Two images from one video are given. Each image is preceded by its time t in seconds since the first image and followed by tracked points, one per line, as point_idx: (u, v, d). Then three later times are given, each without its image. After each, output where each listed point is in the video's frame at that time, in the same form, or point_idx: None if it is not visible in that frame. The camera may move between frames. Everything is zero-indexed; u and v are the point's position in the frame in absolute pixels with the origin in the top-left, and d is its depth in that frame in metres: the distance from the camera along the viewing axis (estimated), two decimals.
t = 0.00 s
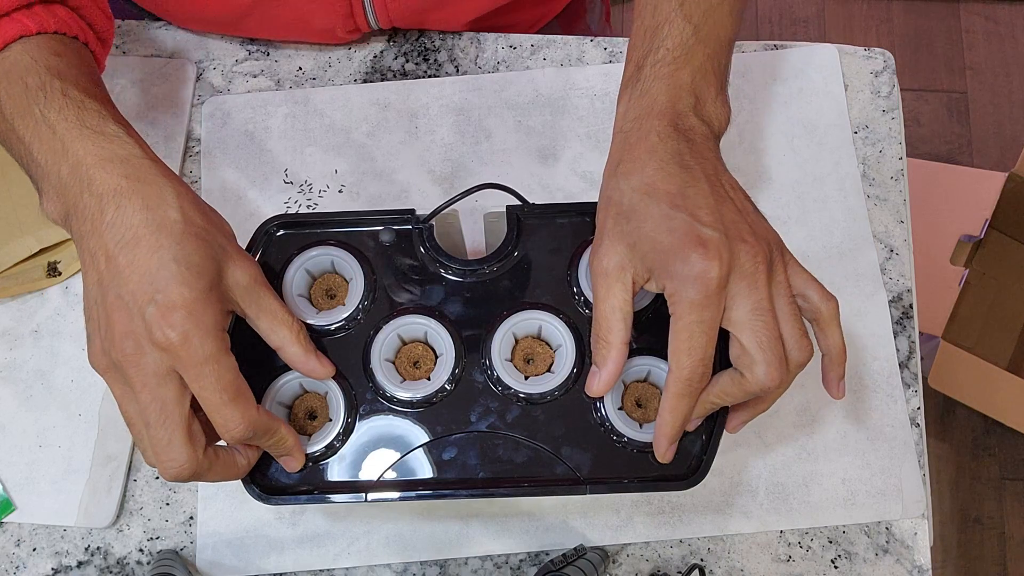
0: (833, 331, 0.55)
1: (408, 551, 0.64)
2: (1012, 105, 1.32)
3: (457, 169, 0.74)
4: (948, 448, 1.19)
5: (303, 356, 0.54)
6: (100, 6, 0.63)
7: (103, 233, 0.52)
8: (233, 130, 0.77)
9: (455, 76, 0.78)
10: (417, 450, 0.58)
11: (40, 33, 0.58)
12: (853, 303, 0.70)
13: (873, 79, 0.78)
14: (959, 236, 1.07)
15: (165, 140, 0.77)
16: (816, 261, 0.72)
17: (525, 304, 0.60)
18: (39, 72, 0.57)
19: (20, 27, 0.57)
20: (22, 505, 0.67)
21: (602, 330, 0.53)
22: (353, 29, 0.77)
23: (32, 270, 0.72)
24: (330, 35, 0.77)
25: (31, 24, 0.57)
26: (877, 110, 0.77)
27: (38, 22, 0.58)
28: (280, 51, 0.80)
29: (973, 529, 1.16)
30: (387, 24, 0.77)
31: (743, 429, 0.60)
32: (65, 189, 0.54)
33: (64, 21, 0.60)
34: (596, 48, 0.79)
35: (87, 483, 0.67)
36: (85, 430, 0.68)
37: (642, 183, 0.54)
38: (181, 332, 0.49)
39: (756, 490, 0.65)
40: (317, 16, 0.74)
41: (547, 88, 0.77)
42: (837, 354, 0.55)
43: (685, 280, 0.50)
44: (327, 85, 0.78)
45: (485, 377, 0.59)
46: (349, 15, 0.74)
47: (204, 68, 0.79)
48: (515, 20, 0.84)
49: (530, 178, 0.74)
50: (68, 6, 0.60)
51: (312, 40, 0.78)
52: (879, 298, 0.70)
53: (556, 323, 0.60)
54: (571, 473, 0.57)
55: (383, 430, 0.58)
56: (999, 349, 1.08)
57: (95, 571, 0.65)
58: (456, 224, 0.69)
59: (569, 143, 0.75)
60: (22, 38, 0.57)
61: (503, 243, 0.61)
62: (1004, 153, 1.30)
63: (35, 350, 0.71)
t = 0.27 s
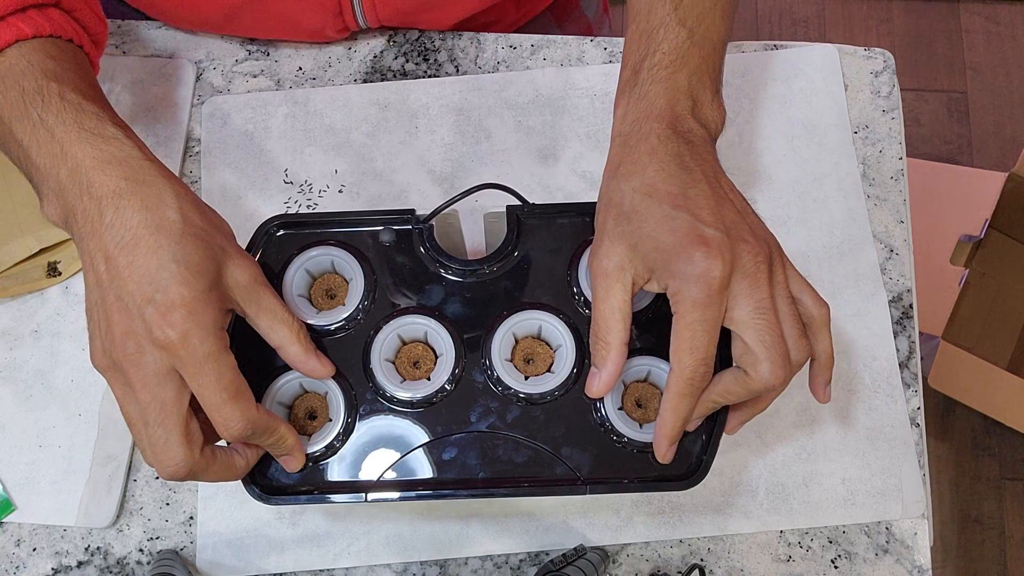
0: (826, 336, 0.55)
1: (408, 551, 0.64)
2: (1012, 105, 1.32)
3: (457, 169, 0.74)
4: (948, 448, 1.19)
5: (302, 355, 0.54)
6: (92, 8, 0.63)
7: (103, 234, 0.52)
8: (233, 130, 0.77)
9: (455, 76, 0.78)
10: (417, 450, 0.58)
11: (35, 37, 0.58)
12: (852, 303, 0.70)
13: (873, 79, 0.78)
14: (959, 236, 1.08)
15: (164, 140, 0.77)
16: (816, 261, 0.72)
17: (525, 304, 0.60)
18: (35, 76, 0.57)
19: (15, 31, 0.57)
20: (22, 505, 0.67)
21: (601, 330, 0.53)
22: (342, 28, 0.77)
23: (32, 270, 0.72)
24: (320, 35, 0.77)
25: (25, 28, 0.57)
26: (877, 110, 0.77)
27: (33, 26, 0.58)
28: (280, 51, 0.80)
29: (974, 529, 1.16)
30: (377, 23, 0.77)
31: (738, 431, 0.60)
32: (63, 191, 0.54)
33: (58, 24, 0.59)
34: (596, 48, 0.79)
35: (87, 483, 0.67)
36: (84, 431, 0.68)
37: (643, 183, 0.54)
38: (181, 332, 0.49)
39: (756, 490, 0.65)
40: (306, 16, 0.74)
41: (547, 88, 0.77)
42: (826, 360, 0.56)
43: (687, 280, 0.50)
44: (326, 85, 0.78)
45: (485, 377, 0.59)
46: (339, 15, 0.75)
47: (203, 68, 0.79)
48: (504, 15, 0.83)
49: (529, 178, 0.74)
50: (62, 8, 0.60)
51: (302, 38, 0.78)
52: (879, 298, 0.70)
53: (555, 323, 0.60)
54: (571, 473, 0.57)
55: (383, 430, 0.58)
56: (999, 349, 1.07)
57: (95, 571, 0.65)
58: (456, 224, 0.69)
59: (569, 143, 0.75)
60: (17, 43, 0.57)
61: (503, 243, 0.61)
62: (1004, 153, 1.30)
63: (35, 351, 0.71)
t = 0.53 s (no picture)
0: (828, 335, 0.55)
1: (408, 551, 0.64)
2: (1012, 105, 1.32)
3: (457, 170, 0.74)
4: (948, 448, 1.19)
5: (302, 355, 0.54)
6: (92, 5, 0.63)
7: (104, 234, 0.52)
8: (233, 130, 0.77)
9: (455, 76, 0.78)
10: (417, 450, 0.58)
11: (36, 33, 0.58)
12: (853, 303, 0.70)
13: (873, 79, 0.78)
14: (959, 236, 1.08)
15: (165, 140, 0.77)
16: (816, 261, 0.72)
17: (525, 304, 0.60)
18: (38, 76, 0.57)
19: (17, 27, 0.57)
20: (22, 505, 0.67)
21: (602, 330, 0.53)
22: (344, 22, 0.77)
23: (32, 270, 0.72)
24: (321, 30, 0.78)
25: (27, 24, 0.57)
26: (877, 110, 0.77)
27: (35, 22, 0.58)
28: (280, 51, 0.80)
29: (974, 529, 1.16)
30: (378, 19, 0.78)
31: (738, 431, 0.60)
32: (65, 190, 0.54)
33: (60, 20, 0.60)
34: (596, 48, 0.79)
35: (87, 483, 0.67)
36: (84, 431, 0.68)
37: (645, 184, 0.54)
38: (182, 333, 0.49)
39: (756, 491, 0.65)
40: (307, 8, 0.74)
41: (547, 88, 0.77)
42: (829, 359, 0.56)
43: (688, 280, 0.50)
44: (326, 85, 0.78)
45: (485, 377, 0.59)
46: (339, 7, 0.75)
47: (204, 68, 0.79)
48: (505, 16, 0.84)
49: (530, 178, 0.74)
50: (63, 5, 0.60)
51: (302, 34, 0.78)
52: (879, 298, 0.70)
53: (555, 323, 0.60)
54: (571, 473, 0.57)
55: (383, 430, 0.58)
56: (998, 349, 1.07)
57: (95, 571, 0.65)
58: (456, 224, 0.69)
59: (569, 143, 0.75)
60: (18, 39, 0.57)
61: (504, 243, 0.61)
62: (1005, 153, 1.30)
63: (35, 351, 0.71)
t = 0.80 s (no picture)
0: (829, 334, 0.55)
1: (408, 551, 0.64)
2: (1012, 105, 1.32)
3: (457, 170, 0.74)
4: (948, 448, 1.19)
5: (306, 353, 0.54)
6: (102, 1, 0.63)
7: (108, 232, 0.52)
8: (233, 130, 0.77)
9: (455, 76, 0.78)
10: (417, 450, 0.58)
11: (46, 28, 0.59)
12: (853, 303, 0.70)
13: (874, 79, 0.78)
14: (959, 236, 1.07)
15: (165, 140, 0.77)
16: (817, 261, 0.72)
17: (525, 304, 0.60)
18: (47, 68, 0.57)
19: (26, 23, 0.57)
20: (22, 505, 0.67)
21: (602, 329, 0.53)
22: (346, 23, 0.77)
23: (32, 270, 0.72)
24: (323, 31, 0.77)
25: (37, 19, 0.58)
26: (877, 110, 0.77)
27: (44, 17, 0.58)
28: (280, 51, 0.80)
29: (974, 529, 1.16)
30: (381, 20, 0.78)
31: (738, 431, 0.60)
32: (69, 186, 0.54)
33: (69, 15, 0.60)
34: (596, 48, 0.79)
35: (87, 483, 0.67)
36: (84, 431, 0.68)
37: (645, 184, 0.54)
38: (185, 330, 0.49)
39: (756, 490, 0.65)
40: (309, 9, 0.74)
41: (547, 88, 0.77)
42: (829, 359, 0.56)
43: (689, 280, 0.50)
44: (327, 85, 0.78)
45: (485, 377, 0.59)
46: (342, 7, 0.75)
47: (204, 68, 0.79)
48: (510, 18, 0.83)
49: (530, 178, 0.74)
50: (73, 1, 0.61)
51: (305, 35, 0.78)
52: (879, 298, 0.70)
53: (556, 323, 0.60)
54: (570, 473, 0.57)
55: (383, 429, 0.58)
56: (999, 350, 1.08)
57: (95, 571, 0.65)
58: (456, 224, 0.69)
59: (569, 143, 0.75)
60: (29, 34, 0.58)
61: (504, 243, 0.61)
62: (1004, 153, 1.30)
63: (35, 350, 0.71)
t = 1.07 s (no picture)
0: (835, 318, 0.54)
1: (408, 551, 0.64)
2: (1012, 105, 1.32)
3: (457, 170, 0.74)
4: (948, 448, 1.19)
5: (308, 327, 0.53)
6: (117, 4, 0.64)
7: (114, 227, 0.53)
8: (234, 129, 0.77)
9: (455, 76, 0.78)
10: (417, 449, 0.58)
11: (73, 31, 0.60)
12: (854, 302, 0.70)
13: (874, 79, 0.78)
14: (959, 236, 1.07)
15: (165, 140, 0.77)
16: (816, 261, 0.72)
17: (525, 304, 0.60)
18: (70, 61, 0.59)
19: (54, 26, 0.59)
20: (22, 505, 0.67)
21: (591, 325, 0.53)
22: (345, 24, 0.77)
23: (32, 271, 0.72)
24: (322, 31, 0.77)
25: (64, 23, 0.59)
26: (877, 110, 0.77)
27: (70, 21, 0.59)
28: (280, 51, 0.80)
29: (974, 529, 1.16)
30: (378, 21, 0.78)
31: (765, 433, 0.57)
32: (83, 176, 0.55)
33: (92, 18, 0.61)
34: (596, 48, 0.79)
35: (87, 483, 0.67)
36: (84, 430, 0.68)
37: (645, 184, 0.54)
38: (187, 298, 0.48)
39: (756, 490, 0.65)
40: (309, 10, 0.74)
41: (547, 88, 0.77)
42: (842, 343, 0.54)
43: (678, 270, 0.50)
44: (326, 86, 0.78)
45: (485, 377, 0.59)
46: (341, 8, 0.74)
47: (204, 68, 0.79)
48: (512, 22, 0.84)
49: (529, 178, 0.74)
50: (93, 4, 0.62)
51: (302, 35, 0.78)
52: (879, 298, 0.70)
53: (555, 323, 0.60)
54: (570, 472, 0.57)
55: (382, 429, 0.58)
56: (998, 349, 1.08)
57: (95, 571, 0.65)
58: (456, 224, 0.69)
59: (569, 143, 0.75)
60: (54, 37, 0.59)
61: (504, 243, 0.61)
62: (1005, 153, 1.30)
63: (35, 351, 0.71)
